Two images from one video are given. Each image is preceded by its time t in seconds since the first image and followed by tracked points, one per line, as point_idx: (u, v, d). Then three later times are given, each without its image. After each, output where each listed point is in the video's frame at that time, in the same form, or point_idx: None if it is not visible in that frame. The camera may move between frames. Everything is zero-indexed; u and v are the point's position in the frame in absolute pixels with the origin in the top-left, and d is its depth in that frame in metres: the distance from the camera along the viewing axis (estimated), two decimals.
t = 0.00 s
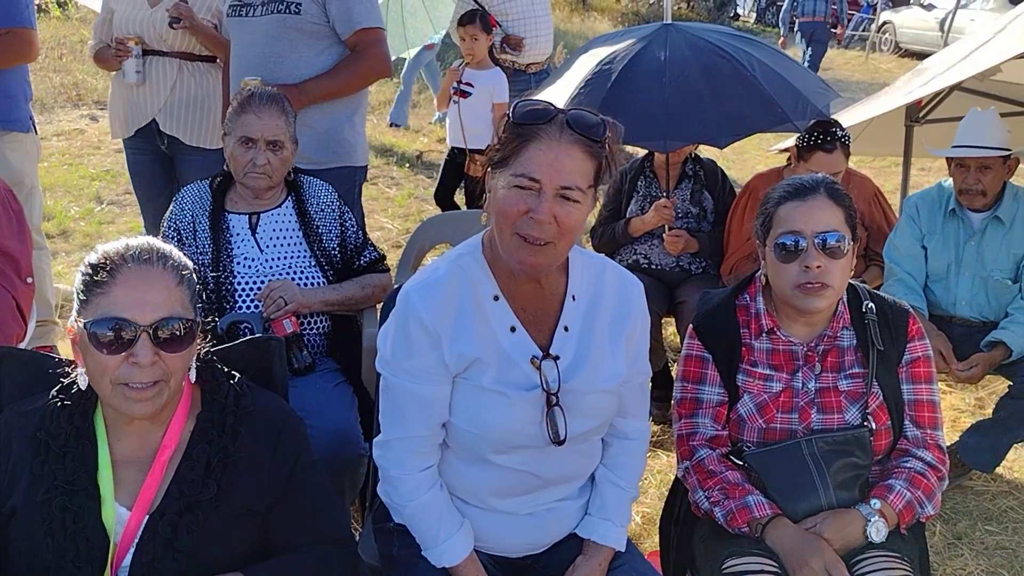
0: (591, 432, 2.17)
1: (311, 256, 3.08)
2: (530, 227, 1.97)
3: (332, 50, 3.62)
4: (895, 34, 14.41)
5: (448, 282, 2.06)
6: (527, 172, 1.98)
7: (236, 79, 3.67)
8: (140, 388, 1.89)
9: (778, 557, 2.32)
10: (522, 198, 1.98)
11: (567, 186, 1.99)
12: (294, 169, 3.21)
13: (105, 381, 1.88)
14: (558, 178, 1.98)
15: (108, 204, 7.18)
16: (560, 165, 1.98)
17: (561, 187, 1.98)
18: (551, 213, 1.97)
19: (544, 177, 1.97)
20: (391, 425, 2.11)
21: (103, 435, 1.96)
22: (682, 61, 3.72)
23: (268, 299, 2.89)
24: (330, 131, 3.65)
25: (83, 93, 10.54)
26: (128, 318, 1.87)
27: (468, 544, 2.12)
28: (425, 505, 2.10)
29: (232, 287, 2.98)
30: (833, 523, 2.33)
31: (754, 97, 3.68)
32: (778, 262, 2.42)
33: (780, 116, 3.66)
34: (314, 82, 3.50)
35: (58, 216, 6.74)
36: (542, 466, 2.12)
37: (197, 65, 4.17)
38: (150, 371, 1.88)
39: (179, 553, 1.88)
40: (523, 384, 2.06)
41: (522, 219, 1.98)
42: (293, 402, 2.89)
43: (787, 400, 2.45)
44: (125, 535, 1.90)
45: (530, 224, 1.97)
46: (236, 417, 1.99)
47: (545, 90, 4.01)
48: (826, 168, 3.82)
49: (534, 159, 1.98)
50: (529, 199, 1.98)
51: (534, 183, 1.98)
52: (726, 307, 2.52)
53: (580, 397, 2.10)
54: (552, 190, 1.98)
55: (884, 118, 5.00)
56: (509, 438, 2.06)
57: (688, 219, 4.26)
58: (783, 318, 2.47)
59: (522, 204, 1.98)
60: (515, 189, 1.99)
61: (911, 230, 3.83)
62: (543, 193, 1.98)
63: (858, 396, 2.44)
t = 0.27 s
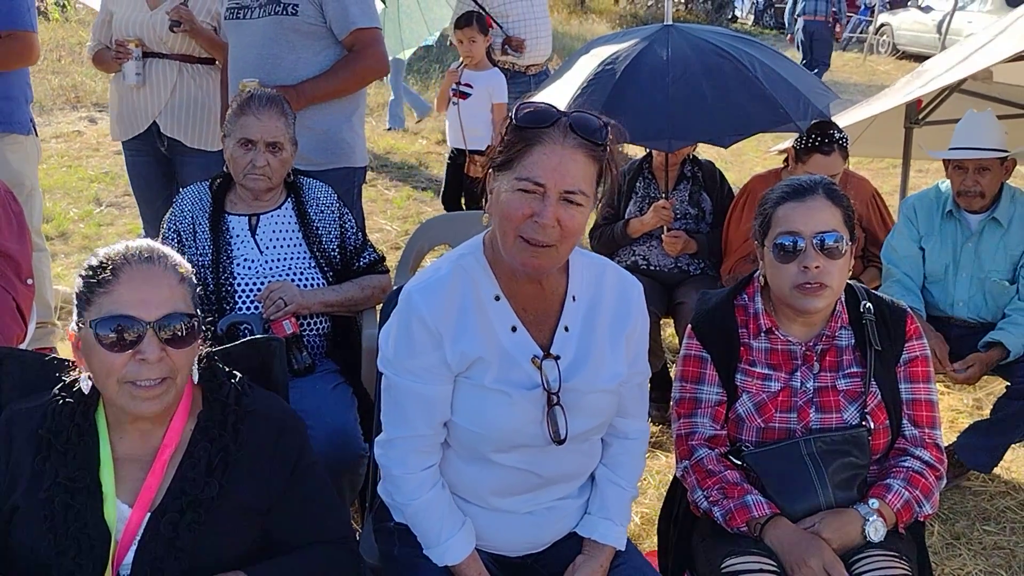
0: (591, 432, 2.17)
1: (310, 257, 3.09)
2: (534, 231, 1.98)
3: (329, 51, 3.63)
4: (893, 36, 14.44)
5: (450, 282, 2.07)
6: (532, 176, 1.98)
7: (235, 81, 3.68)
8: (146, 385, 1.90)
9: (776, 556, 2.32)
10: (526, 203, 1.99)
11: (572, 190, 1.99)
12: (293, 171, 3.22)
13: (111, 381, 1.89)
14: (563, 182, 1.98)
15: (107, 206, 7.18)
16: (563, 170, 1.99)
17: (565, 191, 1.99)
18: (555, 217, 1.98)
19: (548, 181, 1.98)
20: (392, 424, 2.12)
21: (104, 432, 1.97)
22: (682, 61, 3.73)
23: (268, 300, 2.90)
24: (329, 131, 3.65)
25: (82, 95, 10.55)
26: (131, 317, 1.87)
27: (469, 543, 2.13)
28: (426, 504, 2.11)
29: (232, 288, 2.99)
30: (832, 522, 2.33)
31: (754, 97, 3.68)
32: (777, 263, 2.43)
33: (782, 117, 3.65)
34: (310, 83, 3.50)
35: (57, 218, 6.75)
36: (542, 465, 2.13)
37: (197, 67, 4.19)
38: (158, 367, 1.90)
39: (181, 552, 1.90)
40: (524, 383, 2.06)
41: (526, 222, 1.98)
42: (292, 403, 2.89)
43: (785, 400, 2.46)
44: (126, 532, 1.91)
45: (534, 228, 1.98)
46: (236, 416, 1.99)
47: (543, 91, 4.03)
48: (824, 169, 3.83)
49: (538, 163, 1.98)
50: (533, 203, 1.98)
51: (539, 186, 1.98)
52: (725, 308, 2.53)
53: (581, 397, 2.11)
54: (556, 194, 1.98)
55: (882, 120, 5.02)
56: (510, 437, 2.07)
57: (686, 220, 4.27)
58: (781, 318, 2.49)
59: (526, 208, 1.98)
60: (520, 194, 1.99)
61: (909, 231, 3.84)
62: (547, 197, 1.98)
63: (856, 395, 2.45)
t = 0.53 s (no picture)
0: (591, 432, 2.17)
1: (310, 257, 3.08)
2: (537, 230, 1.97)
3: (331, 50, 3.63)
4: (891, 37, 14.46)
5: (450, 282, 2.06)
6: (534, 175, 1.97)
7: (236, 83, 3.67)
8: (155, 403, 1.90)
9: (778, 556, 2.31)
10: (529, 201, 1.98)
11: (574, 189, 1.99)
12: (292, 171, 3.21)
13: (120, 400, 1.89)
14: (565, 181, 1.97)
15: (105, 207, 7.17)
16: (566, 169, 1.98)
17: (567, 191, 1.98)
18: (558, 217, 1.97)
19: (552, 180, 1.97)
20: (391, 425, 2.11)
21: (104, 428, 1.96)
22: (682, 61, 3.73)
23: (267, 301, 2.89)
24: (333, 130, 3.65)
25: (80, 97, 10.53)
26: (131, 336, 1.86)
27: (469, 544, 2.12)
28: (425, 505, 2.10)
29: (232, 288, 2.97)
30: (833, 523, 2.33)
31: (754, 97, 3.67)
32: (778, 262, 2.43)
33: (782, 116, 3.65)
34: (314, 82, 3.50)
35: (55, 220, 6.73)
36: (542, 466, 2.12)
37: (195, 68, 4.19)
38: (164, 385, 1.89)
39: (182, 551, 1.89)
40: (524, 384, 2.06)
41: (529, 222, 1.97)
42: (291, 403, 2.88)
43: (787, 400, 2.45)
44: (125, 531, 1.90)
45: (537, 226, 1.97)
46: (237, 415, 1.98)
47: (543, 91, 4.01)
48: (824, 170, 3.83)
49: (540, 162, 1.97)
50: (535, 202, 1.97)
51: (541, 185, 1.97)
52: (726, 307, 2.53)
53: (581, 397, 2.10)
54: (559, 192, 1.98)
55: (882, 118, 5.01)
56: (510, 438, 2.06)
57: (686, 220, 4.26)
58: (782, 317, 2.48)
59: (528, 207, 1.98)
60: (523, 192, 1.98)
61: (909, 231, 3.84)
62: (549, 196, 1.97)
63: (858, 395, 2.44)
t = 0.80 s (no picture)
0: (589, 435, 2.17)
1: (309, 259, 3.08)
2: (532, 234, 1.97)
3: (335, 51, 3.64)
4: (889, 39, 14.48)
5: (447, 286, 2.06)
6: (530, 178, 1.97)
7: (239, 84, 3.67)
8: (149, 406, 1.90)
9: (778, 558, 2.31)
10: (524, 204, 1.98)
11: (569, 191, 1.99)
12: (291, 173, 3.21)
13: (116, 404, 1.88)
14: (560, 184, 1.97)
15: (104, 209, 7.17)
16: (561, 172, 1.98)
17: (562, 193, 1.98)
18: (553, 219, 1.97)
19: (546, 183, 1.97)
20: (389, 429, 2.11)
21: (106, 436, 1.96)
22: (682, 63, 3.73)
23: (266, 302, 2.89)
24: (336, 130, 3.65)
25: (78, 99, 10.53)
26: (124, 339, 1.86)
27: (467, 547, 2.12)
28: (423, 508, 2.10)
29: (230, 290, 2.97)
30: (832, 525, 2.33)
31: (753, 99, 3.66)
32: (777, 264, 2.43)
33: (781, 120, 3.63)
34: (319, 83, 3.50)
35: (54, 221, 6.73)
36: (540, 470, 2.12)
37: (193, 70, 4.17)
38: (158, 387, 1.89)
39: (185, 553, 1.91)
40: (521, 387, 2.05)
41: (524, 225, 1.97)
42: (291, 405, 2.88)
43: (785, 402, 2.45)
44: (129, 535, 1.90)
45: (532, 230, 1.97)
46: (239, 419, 1.98)
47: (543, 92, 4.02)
48: (822, 172, 3.83)
49: (536, 165, 1.98)
50: (532, 205, 1.98)
51: (537, 188, 1.97)
52: (724, 309, 2.53)
53: (579, 401, 2.10)
54: (554, 195, 1.97)
55: (880, 119, 5.02)
56: (507, 442, 2.06)
57: (685, 222, 4.27)
58: (781, 319, 2.48)
59: (524, 210, 1.98)
60: (518, 196, 1.98)
61: (907, 232, 3.85)
62: (545, 198, 1.97)
63: (857, 397, 2.44)
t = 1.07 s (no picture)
0: (588, 437, 2.17)
1: (307, 260, 3.07)
2: (529, 234, 1.97)
3: (342, 52, 3.64)
4: (887, 40, 14.50)
5: (445, 288, 2.06)
6: (526, 178, 1.97)
7: (245, 82, 3.66)
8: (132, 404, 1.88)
9: (776, 559, 2.31)
10: (520, 205, 1.98)
11: (565, 191, 1.99)
12: (290, 174, 3.21)
13: (99, 401, 1.87)
14: (557, 184, 1.97)
15: (102, 210, 7.16)
16: (557, 171, 1.98)
17: (559, 193, 1.98)
18: (550, 219, 1.96)
19: (543, 182, 1.97)
20: (387, 432, 2.11)
21: (101, 437, 1.95)
22: (678, 65, 3.73)
23: (265, 303, 2.89)
24: (341, 132, 3.65)
25: (76, 100, 10.52)
26: (109, 335, 1.85)
27: (466, 549, 2.12)
28: (421, 511, 2.09)
29: (228, 292, 2.98)
30: (831, 526, 2.33)
31: (750, 100, 3.66)
32: (776, 265, 2.43)
33: (779, 119, 3.63)
34: (325, 84, 3.51)
35: (52, 222, 6.72)
36: (538, 472, 2.12)
37: (192, 70, 4.17)
38: (141, 385, 1.87)
39: (182, 555, 1.90)
40: (519, 390, 2.05)
41: (521, 225, 1.97)
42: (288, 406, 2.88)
43: (784, 402, 2.45)
44: (124, 536, 1.90)
45: (529, 230, 1.97)
46: (236, 420, 1.98)
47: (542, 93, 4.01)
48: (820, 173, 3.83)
49: (532, 166, 1.98)
50: (529, 206, 1.98)
51: (534, 188, 1.97)
52: (722, 309, 2.53)
53: (577, 402, 2.10)
54: (551, 195, 1.98)
55: (878, 119, 5.02)
56: (506, 444, 2.05)
57: (683, 224, 4.27)
58: (780, 320, 2.48)
59: (521, 211, 1.98)
60: (514, 195, 1.98)
61: (906, 233, 3.85)
62: (542, 198, 1.97)
63: (856, 398, 2.44)
